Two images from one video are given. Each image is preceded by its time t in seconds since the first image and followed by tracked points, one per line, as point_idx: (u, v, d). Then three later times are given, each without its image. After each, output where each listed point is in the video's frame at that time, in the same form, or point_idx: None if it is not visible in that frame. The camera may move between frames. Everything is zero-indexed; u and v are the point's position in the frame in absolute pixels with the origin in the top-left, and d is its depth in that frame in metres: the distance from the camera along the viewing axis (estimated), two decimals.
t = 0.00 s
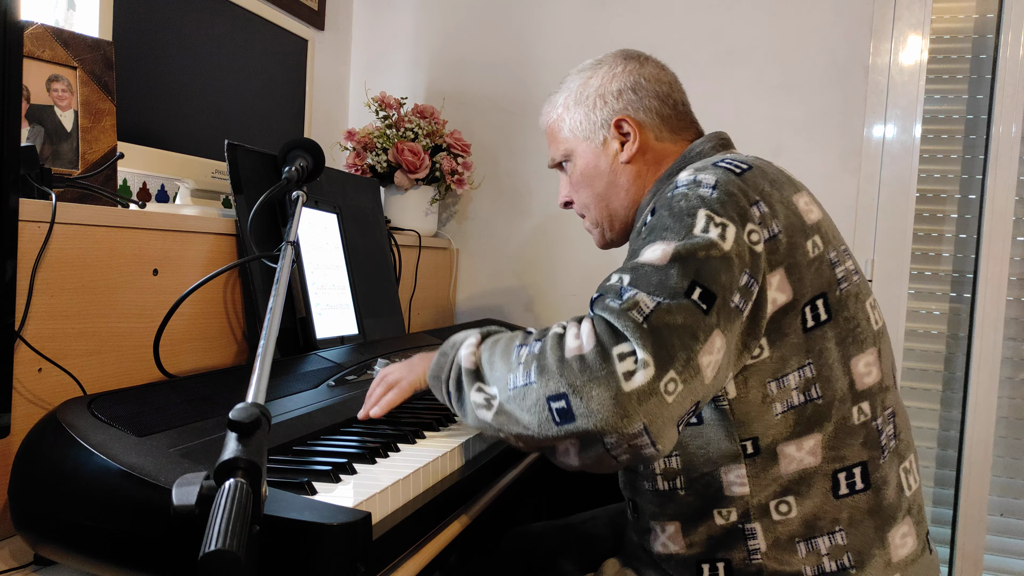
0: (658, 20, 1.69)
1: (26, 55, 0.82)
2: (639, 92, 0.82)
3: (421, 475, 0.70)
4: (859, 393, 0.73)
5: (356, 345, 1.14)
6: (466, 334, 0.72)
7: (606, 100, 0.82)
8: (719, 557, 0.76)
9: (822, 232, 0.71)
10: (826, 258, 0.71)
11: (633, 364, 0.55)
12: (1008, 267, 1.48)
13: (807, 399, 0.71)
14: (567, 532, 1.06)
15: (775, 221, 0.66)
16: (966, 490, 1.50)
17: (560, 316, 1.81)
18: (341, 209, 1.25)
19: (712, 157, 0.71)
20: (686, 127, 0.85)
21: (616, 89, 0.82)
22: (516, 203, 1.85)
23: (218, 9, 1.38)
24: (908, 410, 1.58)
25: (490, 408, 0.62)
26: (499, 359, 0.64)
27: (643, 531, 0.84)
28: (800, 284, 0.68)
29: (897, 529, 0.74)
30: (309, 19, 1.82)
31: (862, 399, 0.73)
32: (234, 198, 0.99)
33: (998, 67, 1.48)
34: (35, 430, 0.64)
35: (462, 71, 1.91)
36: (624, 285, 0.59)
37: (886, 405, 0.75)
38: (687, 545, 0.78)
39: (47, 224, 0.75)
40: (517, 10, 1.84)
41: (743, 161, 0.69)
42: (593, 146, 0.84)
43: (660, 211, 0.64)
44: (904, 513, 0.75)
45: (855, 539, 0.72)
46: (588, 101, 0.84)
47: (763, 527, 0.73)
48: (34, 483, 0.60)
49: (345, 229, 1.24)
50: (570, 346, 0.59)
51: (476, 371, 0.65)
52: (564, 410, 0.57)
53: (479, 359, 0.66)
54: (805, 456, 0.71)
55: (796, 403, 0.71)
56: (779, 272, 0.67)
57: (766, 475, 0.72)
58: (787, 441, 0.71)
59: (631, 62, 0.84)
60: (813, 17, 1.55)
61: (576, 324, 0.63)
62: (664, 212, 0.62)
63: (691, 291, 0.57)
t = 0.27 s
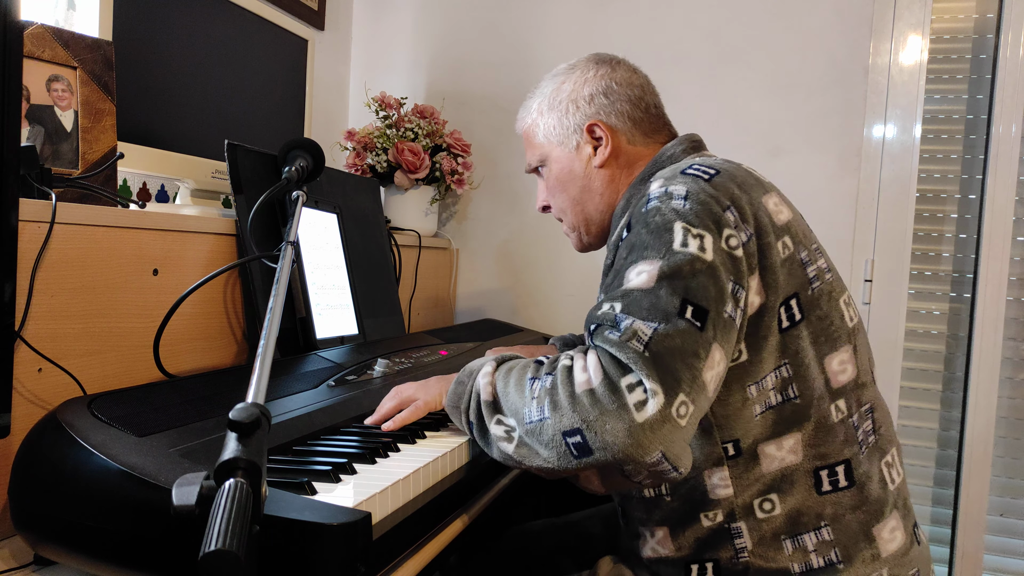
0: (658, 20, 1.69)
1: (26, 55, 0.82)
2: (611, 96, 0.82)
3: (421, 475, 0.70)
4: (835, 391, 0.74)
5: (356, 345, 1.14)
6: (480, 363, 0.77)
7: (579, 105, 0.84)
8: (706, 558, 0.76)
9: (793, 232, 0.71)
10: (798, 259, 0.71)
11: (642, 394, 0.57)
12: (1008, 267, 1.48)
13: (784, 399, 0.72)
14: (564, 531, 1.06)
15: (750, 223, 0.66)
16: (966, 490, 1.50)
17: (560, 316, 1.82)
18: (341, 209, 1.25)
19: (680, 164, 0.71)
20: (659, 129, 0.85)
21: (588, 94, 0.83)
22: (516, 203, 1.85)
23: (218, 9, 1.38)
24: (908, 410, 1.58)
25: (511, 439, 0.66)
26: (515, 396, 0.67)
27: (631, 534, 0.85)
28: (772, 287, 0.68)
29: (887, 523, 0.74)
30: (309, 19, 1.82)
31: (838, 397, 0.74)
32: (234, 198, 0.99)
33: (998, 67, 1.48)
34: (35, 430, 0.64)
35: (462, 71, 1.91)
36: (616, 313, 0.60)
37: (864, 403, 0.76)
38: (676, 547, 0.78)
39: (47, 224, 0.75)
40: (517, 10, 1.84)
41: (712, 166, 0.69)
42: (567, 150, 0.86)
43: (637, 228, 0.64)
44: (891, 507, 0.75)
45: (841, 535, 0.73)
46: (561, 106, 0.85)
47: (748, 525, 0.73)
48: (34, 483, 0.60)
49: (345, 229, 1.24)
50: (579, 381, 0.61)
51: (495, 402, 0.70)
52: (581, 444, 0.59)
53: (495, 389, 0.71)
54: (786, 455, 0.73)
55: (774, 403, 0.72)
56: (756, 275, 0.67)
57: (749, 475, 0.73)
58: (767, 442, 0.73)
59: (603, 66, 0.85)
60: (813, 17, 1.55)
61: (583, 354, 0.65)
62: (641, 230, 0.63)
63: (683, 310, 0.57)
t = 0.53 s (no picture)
0: (658, 20, 1.69)
1: (26, 55, 0.82)
2: (594, 103, 0.83)
3: (421, 475, 0.70)
4: (818, 391, 0.74)
5: (356, 345, 1.14)
6: (477, 370, 0.78)
7: (563, 111, 0.84)
8: (701, 558, 0.76)
9: (775, 235, 0.71)
10: (781, 261, 0.71)
11: (632, 393, 0.56)
12: (1008, 267, 1.47)
13: (772, 400, 0.72)
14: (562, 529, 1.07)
15: (730, 226, 0.67)
16: (966, 490, 1.50)
17: (560, 316, 1.82)
18: (341, 209, 1.25)
19: (661, 170, 0.72)
20: (643, 135, 0.85)
21: (572, 101, 0.83)
22: (516, 203, 1.85)
23: (219, 10, 1.38)
24: (908, 410, 1.58)
25: (507, 444, 0.66)
26: (510, 401, 0.68)
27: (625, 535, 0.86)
28: (756, 290, 0.68)
29: (879, 519, 0.75)
30: (309, 19, 1.82)
31: (821, 397, 0.74)
32: (234, 198, 0.99)
33: (998, 67, 1.48)
34: (35, 430, 0.64)
35: (462, 71, 1.91)
36: (604, 316, 0.60)
37: (848, 401, 0.76)
38: (671, 548, 0.78)
39: (47, 224, 0.75)
40: (517, 10, 1.84)
41: (692, 172, 0.70)
42: (552, 156, 0.86)
43: (621, 234, 0.65)
44: (883, 503, 0.75)
45: (833, 532, 0.73)
46: (546, 113, 0.85)
47: (741, 525, 0.73)
48: (34, 483, 0.60)
49: (345, 229, 1.24)
50: (571, 384, 0.61)
51: (491, 409, 0.70)
52: (575, 447, 0.59)
53: (492, 396, 0.71)
54: (776, 456, 0.72)
55: (762, 404, 0.72)
56: (739, 277, 0.67)
57: (740, 477, 0.73)
58: (755, 443, 0.72)
59: (586, 73, 0.85)
60: (813, 17, 1.55)
61: (576, 358, 0.65)
62: (625, 235, 0.64)
63: (670, 310, 0.57)
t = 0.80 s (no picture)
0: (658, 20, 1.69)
1: (25, 55, 0.82)
2: (576, 118, 0.83)
3: (421, 475, 0.70)
4: (812, 390, 0.73)
5: (356, 345, 1.14)
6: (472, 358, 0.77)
7: (545, 128, 0.84)
8: (703, 557, 0.77)
9: (758, 240, 0.72)
10: (766, 264, 0.72)
11: (609, 362, 0.56)
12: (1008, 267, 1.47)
13: (767, 402, 0.71)
14: (563, 528, 1.07)
15: (711, 231, 0.68)
16: (966, 490, 1.50)
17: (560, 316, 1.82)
18: (341, 209, 1.25)
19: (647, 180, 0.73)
20: (626, 148, 0.86)
21: (554, 117, 0.84)
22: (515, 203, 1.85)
23: (219, 10, 1.38)
24: (908, 410, 1.58)
25: (490, 424, 0.66)
26: (495, 380, 0.68)
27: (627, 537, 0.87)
28: (743, 291, 0.69)
29: (879, 515, 0.75)
30: (309, 19, 1.82)
31: (815, 396, 0.73)
32: (234, 198, 0.99)
33: (998, 67, 1.47)
34: (35, 430, 0.64)
35: (462, 71, 1.91)
36: (586, 295, 0.61)
37: (843, 399, 0.75)
38: (672, 545, 0.79)
39: (47, 224, 0.75)
40: (517, 10, 1.84)
41: (675, 181, 0.72)
42: (537, 173, 0.86)
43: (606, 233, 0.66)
44: (882, 499, 0.76)
45: (833, 528, 0.73)
46: (528, 130, 0.86)
47: (742, 525, 0.74)
48: (34, 483, 0.60)
49: (345, 229, 1.24)
50: (550, 355, 0.61)
51: (478, 391, 0.70)
52: (550, 417, 0.59)
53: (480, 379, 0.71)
54: (773, 458, 0.72)
55: (757, 407, 0.71)
56: (723, 280, 0.68)
57: (739, 478, 0.72)
58: (755, 446, 0.72)
59: (566, 90, 0.86)
60: (813, 17, 1.55)
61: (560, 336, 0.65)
62: (609, 231, 0.64)
63: (651, 291, 0.58)
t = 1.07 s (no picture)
0: (658, 20, 1.69)
1: (26, 55, 0.82)
2: (549, 161, 0.84)
3: (421, 475, 0.70)
4: (823, 393, 0.73)
5: (356, 345, 1.14)
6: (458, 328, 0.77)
7: (522, 178, 0.86)
8: (716, 559, 0.77)
9: (759, 247, 0.72)
10: (768, 270, 0.72)
11: (595, 309, 0.57)
12: (1007, 267, 1.47)
13: (772, 404, 0.71)
14: (569, 530, 1.07)
15: (710, 237, 0.69)
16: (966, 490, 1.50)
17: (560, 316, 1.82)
18: (341, 209, 1.25)
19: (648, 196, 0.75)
20: (606, 175, 0.86)
21: (528, 165, 0.85)
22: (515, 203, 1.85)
23: (219, 10, 1.38)
24: (908, 410, 1.58)
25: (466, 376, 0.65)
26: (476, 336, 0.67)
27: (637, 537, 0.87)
28: (749, 295, 0.70)
29: (889, 518, 0.75)
30: (309, 19, 1.82)
31: (827, 398, 0.73)
32: (234, 198, 0.99)
33: (998, 67, 1.48)
34: (35, 430, 0.64)
35: (462, 71, 1.91)
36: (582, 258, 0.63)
37: (855, 399, 0.75)
38: (683, 548, 0.79)
39: (48, 224, 0.75)
40: (517, 10, 1.84)
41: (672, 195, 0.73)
42: (525, 222, 0.87)
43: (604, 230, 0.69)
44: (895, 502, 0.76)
45: (847, 534, 0.73)
46: (507, 182, 0.87)
47: (754, 529, 0.73)
48: (33, 483, 0.60)
49: (345, 229, 1.24)
50: (537, 300, 0.62)
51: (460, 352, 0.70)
52: (528, 357, 0.58)
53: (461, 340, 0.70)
54: (783, 459, 0.72)
55: (762, 408, 0.71)
56: (729, 284, 0.68)
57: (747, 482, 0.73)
58: (763, 448, 0.72)
59: (534, 134, 0.87)
60: (813, 17, 1.55)
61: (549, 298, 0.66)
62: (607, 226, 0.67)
63: (644, 264, 0.59)
